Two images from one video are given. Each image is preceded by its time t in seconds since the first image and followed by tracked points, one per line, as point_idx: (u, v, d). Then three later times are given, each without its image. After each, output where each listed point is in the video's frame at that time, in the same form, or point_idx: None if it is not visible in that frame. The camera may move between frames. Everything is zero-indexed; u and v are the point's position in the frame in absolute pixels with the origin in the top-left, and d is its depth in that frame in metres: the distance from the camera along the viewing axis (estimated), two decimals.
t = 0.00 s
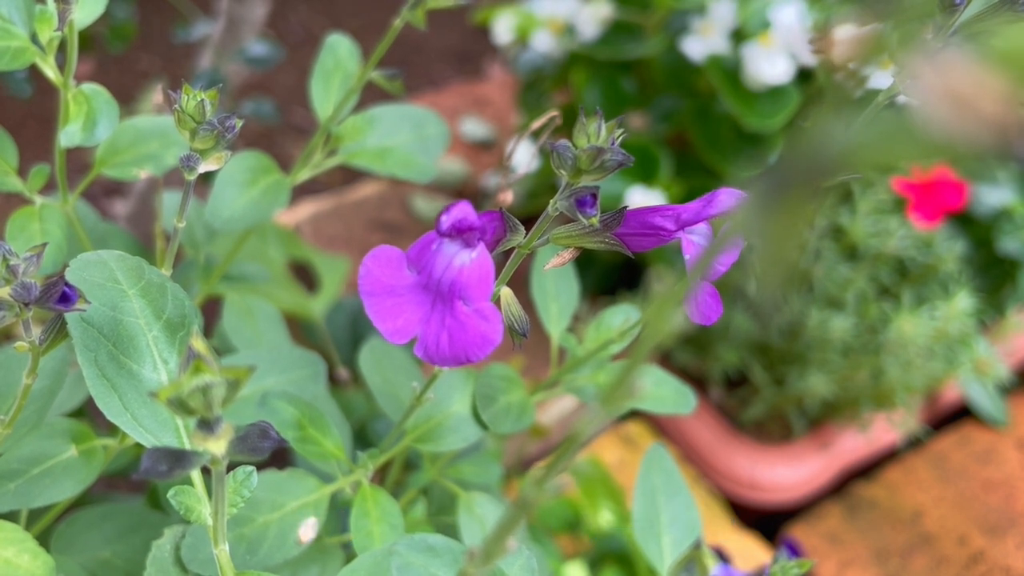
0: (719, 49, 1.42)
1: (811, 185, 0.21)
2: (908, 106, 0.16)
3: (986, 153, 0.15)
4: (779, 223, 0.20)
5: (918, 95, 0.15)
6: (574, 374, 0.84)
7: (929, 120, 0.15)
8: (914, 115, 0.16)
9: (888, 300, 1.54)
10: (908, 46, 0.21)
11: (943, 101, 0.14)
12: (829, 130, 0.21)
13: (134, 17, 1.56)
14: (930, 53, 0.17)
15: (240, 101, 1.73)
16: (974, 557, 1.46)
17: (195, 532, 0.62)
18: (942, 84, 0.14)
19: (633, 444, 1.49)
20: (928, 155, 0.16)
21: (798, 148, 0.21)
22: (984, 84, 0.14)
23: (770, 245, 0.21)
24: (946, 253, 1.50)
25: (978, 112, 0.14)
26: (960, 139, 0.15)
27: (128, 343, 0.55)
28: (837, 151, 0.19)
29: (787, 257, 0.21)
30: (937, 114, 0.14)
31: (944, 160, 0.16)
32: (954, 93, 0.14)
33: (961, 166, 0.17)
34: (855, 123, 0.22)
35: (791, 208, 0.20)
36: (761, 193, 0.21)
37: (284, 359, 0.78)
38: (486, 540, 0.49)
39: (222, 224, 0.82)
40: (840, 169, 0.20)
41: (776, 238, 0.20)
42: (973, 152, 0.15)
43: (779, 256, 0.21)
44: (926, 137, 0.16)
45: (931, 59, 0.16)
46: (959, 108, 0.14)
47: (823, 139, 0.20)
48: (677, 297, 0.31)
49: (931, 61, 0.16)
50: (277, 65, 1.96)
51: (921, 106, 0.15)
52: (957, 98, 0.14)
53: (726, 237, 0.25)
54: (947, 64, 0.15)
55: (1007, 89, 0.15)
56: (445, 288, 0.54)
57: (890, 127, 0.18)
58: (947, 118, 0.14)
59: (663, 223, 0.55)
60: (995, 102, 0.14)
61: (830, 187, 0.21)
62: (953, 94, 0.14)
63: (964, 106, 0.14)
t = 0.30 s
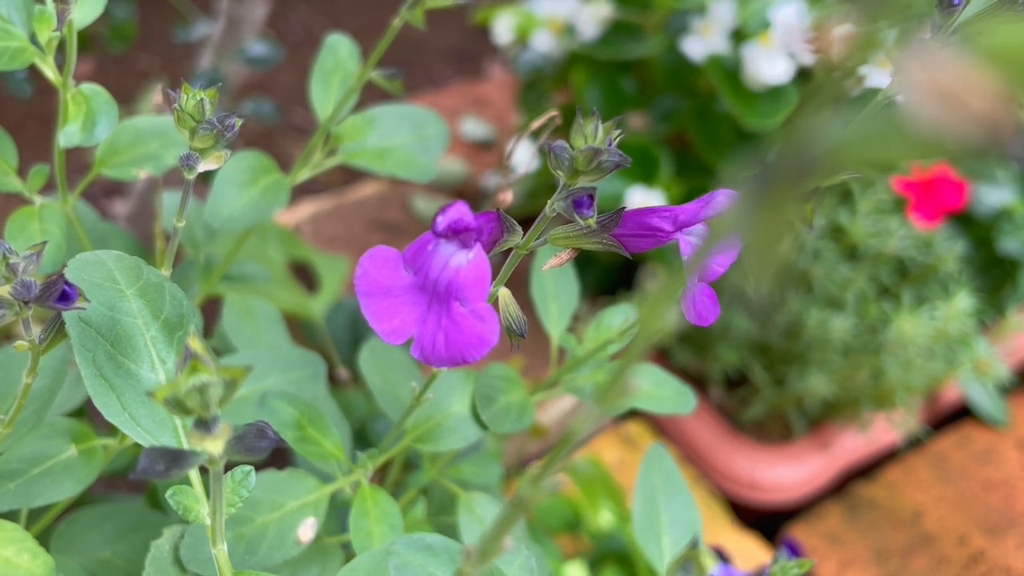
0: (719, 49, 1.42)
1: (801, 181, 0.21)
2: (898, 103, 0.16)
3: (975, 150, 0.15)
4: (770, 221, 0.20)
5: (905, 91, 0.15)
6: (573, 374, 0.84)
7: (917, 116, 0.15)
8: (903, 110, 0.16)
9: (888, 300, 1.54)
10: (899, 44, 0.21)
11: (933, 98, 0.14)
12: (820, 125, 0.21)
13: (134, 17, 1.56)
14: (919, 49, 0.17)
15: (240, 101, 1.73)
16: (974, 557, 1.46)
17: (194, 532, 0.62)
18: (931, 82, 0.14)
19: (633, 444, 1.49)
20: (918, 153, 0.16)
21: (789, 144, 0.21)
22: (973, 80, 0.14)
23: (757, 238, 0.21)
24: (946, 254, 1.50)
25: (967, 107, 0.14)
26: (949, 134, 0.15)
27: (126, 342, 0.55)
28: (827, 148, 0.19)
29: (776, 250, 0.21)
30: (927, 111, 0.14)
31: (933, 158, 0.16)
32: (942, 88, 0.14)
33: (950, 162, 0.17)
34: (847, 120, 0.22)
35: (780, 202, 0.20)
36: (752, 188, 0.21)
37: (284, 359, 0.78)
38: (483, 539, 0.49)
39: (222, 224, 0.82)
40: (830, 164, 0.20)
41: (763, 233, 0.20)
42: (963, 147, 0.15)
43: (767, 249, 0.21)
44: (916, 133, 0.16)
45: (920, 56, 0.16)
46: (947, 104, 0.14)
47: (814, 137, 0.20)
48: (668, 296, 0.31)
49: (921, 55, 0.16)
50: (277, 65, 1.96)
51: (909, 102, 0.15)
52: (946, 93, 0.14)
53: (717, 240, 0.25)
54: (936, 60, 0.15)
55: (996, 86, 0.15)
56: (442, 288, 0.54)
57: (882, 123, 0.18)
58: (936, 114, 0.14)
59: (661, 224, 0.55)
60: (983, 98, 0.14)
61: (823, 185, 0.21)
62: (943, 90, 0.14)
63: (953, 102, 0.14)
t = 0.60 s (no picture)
0: (719, 49, 1.42)
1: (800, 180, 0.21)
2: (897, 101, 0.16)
3: (976, 148, 0.15)
4: (771, 220, 0.20)
5: (906, 88, 0.15)
6: (573, 374, 0.84)
7: (919, 114, 0.15)
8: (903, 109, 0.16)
9: (888, 300, 1.54)
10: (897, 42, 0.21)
11: (935, 97, 0.14)
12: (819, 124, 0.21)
13: (134, 17, 1.56)
14: (919, 47, 0.17)
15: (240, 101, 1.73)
16: (974, 557, 1.46)
17: (194, 532, 0.61)
18: (933, 80, 0.14)
19: (633, 444, 1.49)
20: (918, 152, 0.16)
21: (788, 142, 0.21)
22: (974, 77, 0.14)
23: (756, 238, 0.21)
24: (946, 253, 1.50)
25: (967, 106, 0.14)
26: (951, 132, 0.15)
27: (125, 342, 0.55)
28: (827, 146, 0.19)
29: (777, 251, 0.21)
30: (929, 109, 0.14)
31: (933, 157, 0.16)
32: (942, 85, 0.14)
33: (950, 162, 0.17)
34: (846, 119, 0.22)
35: (779, 200, 0.20)
36: (752, 188, 0.21)
37: (284, 359, 0.78)
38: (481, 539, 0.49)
39: (222, 224, 0.82)
40: (828, 164, 0.20)
41: (764, 232, 0.20)
42: (963, 147, 0.15)
43: (768, 249, 0.21)
44: (916, 131, 0.16)
45: (921, 54, 0.16)
46: (949, 103, 0.14)
47: (814, 135, 0.20)
48: (668, 296, 0.31)
49: (921, 52, 0.16)
50: (277, 65, 1.96)
51: (910, 98, 0.15)
52: (947, 92, 0.14)
53: (717, 239, 0.25)
54: (936, 58, 0.15)
55: (997, 84, 0.15)
56: (441, 287, 0.54)
57: (884, 121, 0.18)
58: (938, 113, 0.14)
59: (661, 223, 0.55)
60: (985, 95, 0.14)
61: (822, 184, 0.21)
62: (944, 89, 0.14)
63: (955, 101, 0.14)
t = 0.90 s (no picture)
0: (719, 49, 1.42)
1: (798, 177, 0.21)
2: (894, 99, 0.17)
3: (973, 145, 0.15)
4: (769, 217, 0.21)
5: (903, 86, 0.15)
6: (573, 374, 0.84)
7: (916, 111, 0.15)
8: (900, 106, 0.16)
9: (888, 300, 1.54)
10: (894, 43, 0.21)
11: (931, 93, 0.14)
12: (817, 123, 0.21)
13: (134, 17, 1.56)
14: (919, 44, 0.17)
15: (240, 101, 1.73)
16: (974, 557, 1.46)
17: (194, 531, 0.61)
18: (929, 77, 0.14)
19: (633, 444, 1.49)
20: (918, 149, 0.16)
21: (786, 140, 0.22)
22: (970, 75, 0.14)
23: (755, 236, 0.21)
24: (946, 253, 1.50)
25: (964, 103, 0.14)
26: (947, 130, 0.15)
27: (125, 342, 0.55)
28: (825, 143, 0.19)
29: (775, 248, 0.21)
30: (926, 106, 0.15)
31: (931, 154, 0.16)
32: (938, 83, 0.14)
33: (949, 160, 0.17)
34: (846, 117, 0.22)
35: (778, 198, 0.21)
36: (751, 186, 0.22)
37: (284, 359, 0.78)
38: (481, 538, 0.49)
39: (222, 224, 0.82)
40: (827, 161, 0.20)
41: (763, 230, 0.21)
42: (960, 144, 0.15)
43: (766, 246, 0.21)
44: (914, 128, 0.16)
45: (919, 50, 0.16)
46: (945, 100, 0.14)
47: (814, 133, 0.20)
48: (667, 291, 0.31)
49: (919, 50, 0.16)
50: (277, 65, 1.96)
51: (906, 96, 0.15)
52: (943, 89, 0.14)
53: (715, 237, 0.25)
54: (932, 56, 0.15)
55: (995, 82, 0.15)
56: (441, 285, 0.54)
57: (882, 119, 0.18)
58: (936, 110, 0.15)
59: (660, 222, 0.55)
60: (981, 92, 0.14)
61: (821, 181, 0.21)
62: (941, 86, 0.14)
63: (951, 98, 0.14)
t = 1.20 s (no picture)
0: (719, 49, 1.42)
1: (800, 178, 0.21)
2: (896, 99, 0.17)
3: (977, 144, 0.15)
4: (773, 217, 0.20)
5: (906, 84, 0.15)
6: (573, 374, 0.84)
7: (920, 111, 0.15)
8: (903, 106, 0.16)
9: (888, 300, 1.54)
10: (896, 42, 0.21)
11: (935, 92, 0.15)
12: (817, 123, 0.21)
13: (134, 17, 1.56)
14: (922, 43, 0.17)
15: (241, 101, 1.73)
16: (974, 557, 1.46)
17: (194, 531, 0.61)
18: (933, 76, 0.14)
19: (633, 444, 1.49)
20: (921, 149, 0.16)
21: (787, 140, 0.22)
22: (974, 75, 0.14)
23: (760, 238, 0.21)
24: (946, 253, 1.50)
25: (968, 102, 0.14)
26: (952, 129, 0.15)
27: (126, 342, 0.55)
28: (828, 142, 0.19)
29: (779, 247, 0.21)
30: (930, 106, 0.15)
31: (935, 153, 0.16)
32: (942, 81, 0.14)
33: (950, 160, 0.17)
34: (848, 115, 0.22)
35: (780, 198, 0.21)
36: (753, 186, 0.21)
37: (284, 359, 0.78)
38: (481, 538, 0.49)
39: (222, 224, 0.82)
40: (829, 161, 0.20)
41: (765, 231, 0.21)
42: (963, 143, 0.15)
43: (770, 246, 0.21)
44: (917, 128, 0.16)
45: (921, 50, 0.16)
46: (949, 99, 0.14)
47: (816, 131, 0.20)
48: (671, 292, 0.31)
49: (921, 49, 0.16)
50: (277, 65, 1.96)
51: (910, 95, 0.15)
52: (948, 88, 0.14)
53: (716, 237, 0.25)
54: (935, 55, 0.15)
55: (998, 80, 0.15)
56: (441, 286, 0.53)
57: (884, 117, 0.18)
58: (940, 110, 0.15)
59: (661, 222, 0.55)
60: (985, 91, 0.14)
61: (825, 180, 0.21)
62: (944, 84, 0.14)
63: (955, 97, 0.14)
